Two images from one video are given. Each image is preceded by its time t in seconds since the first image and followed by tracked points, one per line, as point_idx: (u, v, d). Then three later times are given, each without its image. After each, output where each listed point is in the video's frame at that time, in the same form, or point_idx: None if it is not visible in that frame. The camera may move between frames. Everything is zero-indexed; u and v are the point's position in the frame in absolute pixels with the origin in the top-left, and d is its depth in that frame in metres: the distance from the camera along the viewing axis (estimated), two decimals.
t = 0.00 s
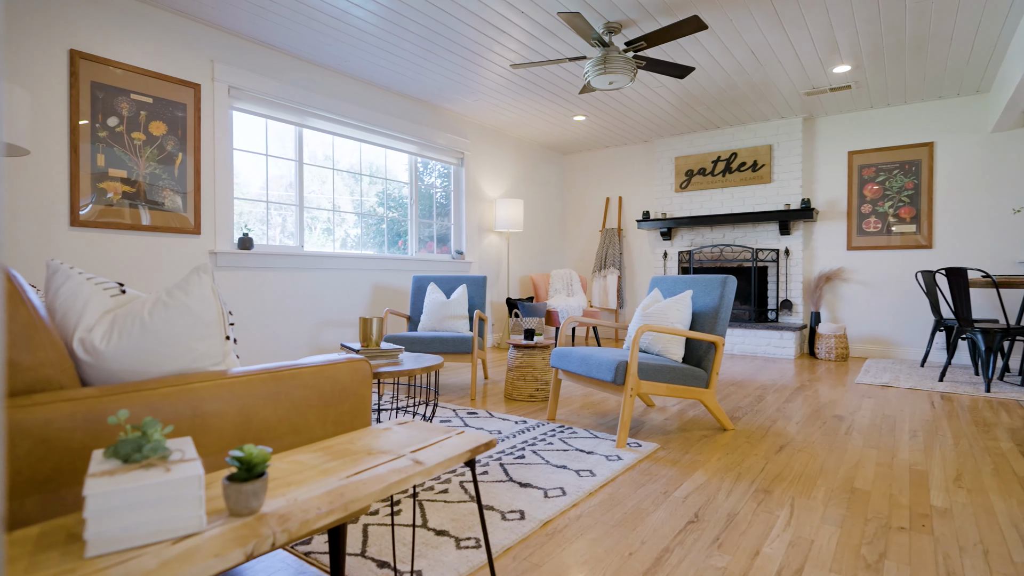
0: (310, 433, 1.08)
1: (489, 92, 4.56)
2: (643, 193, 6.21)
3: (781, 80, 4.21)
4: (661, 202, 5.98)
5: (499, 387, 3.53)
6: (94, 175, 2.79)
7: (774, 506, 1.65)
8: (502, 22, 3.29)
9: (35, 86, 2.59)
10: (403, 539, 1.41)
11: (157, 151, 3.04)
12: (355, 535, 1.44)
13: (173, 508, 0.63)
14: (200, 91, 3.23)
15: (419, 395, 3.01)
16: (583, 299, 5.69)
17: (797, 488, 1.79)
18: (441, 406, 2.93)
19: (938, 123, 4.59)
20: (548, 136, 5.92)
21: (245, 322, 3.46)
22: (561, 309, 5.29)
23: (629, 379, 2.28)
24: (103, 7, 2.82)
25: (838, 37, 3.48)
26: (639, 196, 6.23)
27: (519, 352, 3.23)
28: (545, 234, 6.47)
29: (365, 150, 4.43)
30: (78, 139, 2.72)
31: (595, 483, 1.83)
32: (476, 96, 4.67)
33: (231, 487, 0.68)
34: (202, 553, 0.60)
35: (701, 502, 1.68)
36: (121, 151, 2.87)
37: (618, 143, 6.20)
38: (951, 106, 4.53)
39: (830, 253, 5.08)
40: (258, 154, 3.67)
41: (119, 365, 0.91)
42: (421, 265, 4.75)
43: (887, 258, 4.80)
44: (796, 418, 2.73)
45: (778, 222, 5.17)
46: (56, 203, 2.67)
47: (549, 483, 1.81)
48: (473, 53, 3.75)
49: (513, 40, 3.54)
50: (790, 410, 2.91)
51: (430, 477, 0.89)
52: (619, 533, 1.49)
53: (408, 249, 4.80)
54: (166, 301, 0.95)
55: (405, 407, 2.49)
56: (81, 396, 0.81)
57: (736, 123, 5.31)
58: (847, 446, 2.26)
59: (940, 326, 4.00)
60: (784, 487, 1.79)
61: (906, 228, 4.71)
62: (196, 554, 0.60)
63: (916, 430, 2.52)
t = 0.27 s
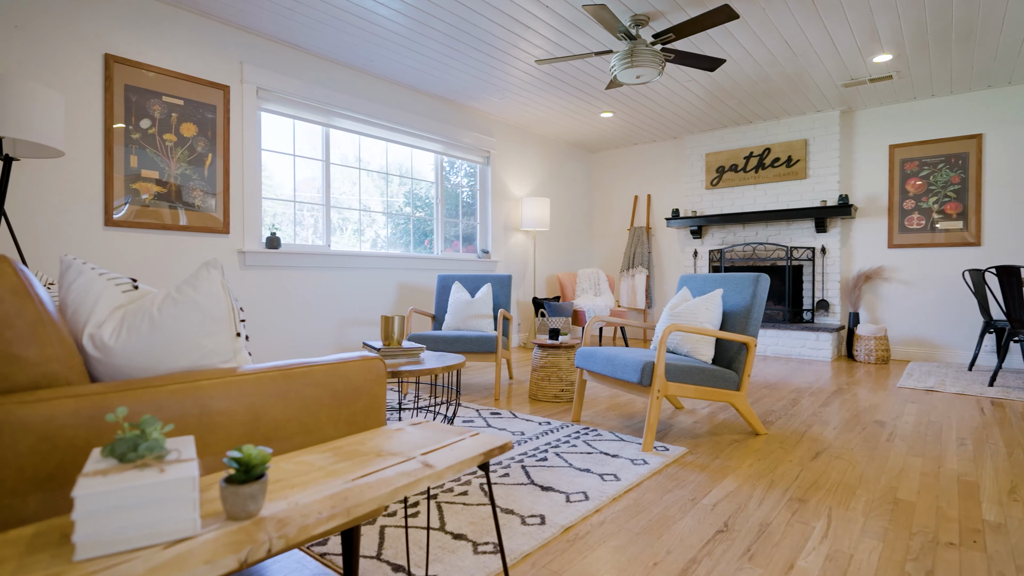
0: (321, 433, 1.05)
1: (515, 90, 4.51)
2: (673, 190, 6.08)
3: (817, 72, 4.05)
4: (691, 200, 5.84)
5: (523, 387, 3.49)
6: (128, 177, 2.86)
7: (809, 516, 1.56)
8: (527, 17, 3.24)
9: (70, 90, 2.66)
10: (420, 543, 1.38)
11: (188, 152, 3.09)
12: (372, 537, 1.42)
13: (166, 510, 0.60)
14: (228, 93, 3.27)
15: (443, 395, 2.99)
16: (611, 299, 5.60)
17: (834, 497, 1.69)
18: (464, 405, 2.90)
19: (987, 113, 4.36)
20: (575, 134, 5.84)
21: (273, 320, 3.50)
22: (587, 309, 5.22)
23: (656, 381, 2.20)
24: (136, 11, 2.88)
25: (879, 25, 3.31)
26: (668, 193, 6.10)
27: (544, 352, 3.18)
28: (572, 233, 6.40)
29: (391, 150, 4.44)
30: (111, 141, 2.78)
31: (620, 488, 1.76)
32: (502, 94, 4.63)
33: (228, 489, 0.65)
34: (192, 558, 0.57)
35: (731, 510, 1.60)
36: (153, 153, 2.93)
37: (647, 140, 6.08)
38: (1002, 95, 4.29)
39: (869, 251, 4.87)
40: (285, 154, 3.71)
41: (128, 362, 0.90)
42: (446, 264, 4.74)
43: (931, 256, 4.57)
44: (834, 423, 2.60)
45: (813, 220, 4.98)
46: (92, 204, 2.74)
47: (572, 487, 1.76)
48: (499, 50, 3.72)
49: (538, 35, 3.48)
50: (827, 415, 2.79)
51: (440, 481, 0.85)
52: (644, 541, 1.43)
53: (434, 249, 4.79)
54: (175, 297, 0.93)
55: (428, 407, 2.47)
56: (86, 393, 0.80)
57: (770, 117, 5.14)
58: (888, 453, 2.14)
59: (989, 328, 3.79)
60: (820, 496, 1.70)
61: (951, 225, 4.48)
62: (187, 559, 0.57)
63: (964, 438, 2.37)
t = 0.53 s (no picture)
0: (331, 436, 1.03)
1: (541, 88, 4.46)
2: (701, 188, 5.94)
3: (854, 64, 3.89)
4: (720, 198, 5.69)
5: (547, 388, 3.44)
6: (158, 178, 2.91)
7: (845, 530, 1.47)
8: (551, 12, 3.19)
9: (102, 94, 2.72)
10: (435, 549, 1.34)
11: (216, 154, 3.13)
12: (386, 542, 1.39)
13: (156, 520, 0.58)
14: (255, 95, 3.31)
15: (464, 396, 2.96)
16: (638, 299, 5.50)
17: (873, 510, 1.59)
18: (486, 407, 2.87)
19: None
20: (601, 131, 5.76)
21: (298, 320, 3.53)
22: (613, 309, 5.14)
23: (682, 384, 2.13)
24: (167, 16, 2.94)
25: (922, 12, 3.15)
26: (697, 191, 5.96)
27: (567, 353, 3.12)
28: (598, 232, 6.32)
29: (415, 150, 4.44)
30: (142, 144, 2.84)
31: (643, 495, 1.70)
32: (526, 93, 4.59)
33: (222, 498, 0.62)
34: (179, 571, 0.55)
35: (761, 522, 1.52)
36: (182, 155, 2.98)
37: (675, 137, 5.96)
38: None
39: (909, 249, 4.67)
40: (311, 155, 3.74)
41: (135, 362, 0.89)
42: (470, 264, 4.72)
43: (977, 254, 4.35)
44: (872, 430, 2.48)
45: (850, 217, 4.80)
46: (124, 205, 2.80)
47: (593, 494, 1.71)
48: (523, 48, 3.67)
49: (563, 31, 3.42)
50: (864, 421, 2.66)
51: (448, 491, 0.81)
52: (667, 553, 1.36)
53: (458, 249, 4.77)
54: (183, 297, 0.92)
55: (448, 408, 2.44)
56: (90, 394, 0.79)
57: (803, 111, 4.97)
58: (931, 463, 2.02)
59: None
60: (857, 509, 1.60)
61: (998, 222, 4.26)
62: (174, 572, 0.55)
63: (1015, 448, 2.23)
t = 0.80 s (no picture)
0: (340, 443, 1.00)
1: (565, 86, 4.41)
2: (731, 186, 5.78)
3: (893, 54, 3.72)
4: (751, 196, 5.54)
5: (570, 391, 3.38)
6: (186, 181, 2.96)
7: (884, 548, 1.38)
8: (575, 8, 3.13)
9: (132, 99, 2.78)
10: (450, 558, 1.31)
11: (242, 156, 3.17)
12: (401, 549, 1.36)
13: (143, 534, 0.56)
14: (281, 97, 3.34)
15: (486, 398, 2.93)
16: (665, 300, 5.39)
17: (915, 527, 1.50)
18: (508, 410, 2.83)
19: None
20: (627, 129, 5.66)
21: (322, 322, 3.55)
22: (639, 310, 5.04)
23: (709, 390, 2.05)
24: (195, 21, 2.99)
25: None
26: (727, 190, 5.81)
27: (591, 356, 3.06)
28: (624, 232, 6.21)
29: (438, 150, 4.43)
30: (171, 148, 2.89)
31: (667, 505, 1.64)
32: (551, 91, 4.53)
33: (215, 511, 0.60)
34: None
35: (792, 537, 1.45)
36: (209, 157, 3.02)
37: (703, 134, 5.82)
38: None
39: (952, 249, 4.46)
40: (335, 157, 3.76)
41: (142, 367, 0.88)
42: (494, 265, 4.69)
43: None
44: (912, 439, 2.36)
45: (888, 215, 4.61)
46: (153, 207, 2.86)
47: (615, 503, 1.65)
48: (548, 45, 3.62)
49: (586, 26, 3.35)
50: (903, 430, 2.53)
51: (456, 504, 0.77)
52: (691, 567, 1.30)
53: (482, 249, 4.75)
54: (189, 300, 0.90)
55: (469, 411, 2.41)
56: (93, 399, 0.77)
57: (838, 105, 4.80)
58: (977, 476, 1.90)
59: None
60: (897, 525, 1.51)
61: None
62: None
63: None
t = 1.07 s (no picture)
0: (348, 454, 0.98)
1: (590, 85, 4.34)
2: (761, 185, 5.62)
3: (934, 45, 3.55)
4: (783, 195, 5.37)
5: (593, 395, 3.32)
6: (213, 184, 3.00)
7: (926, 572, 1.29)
8: (599, 4, 3.07)
9: (161, 105, 2.83)
10: (463, 571, 1.27)
11: (267, 159, 3.20)
12: (414, 559, 1.34)
13: (131, 557, 0.54)
14: (305, 100, 3.37)
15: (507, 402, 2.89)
16: (692, 302, 5.27)
17: (960, 549, 1.40)
18: (529, 414, 2.79)
19: None
20: (653, 128, 5.56)
21: (347, 323, 3.57)
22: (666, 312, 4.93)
23: (736, 398, 1.97)
24: (219, 25, 3.02)
25: None
26: (757, 188, 5.65)
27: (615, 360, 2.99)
28: (650, 232, 6.10)
29: (461, 151, 4.42)
30: (198, 151, 2.93)
31: (691, 519, 1.57)
32: (575, 90, 4.47)
33: (207, 532, 0.57)
34: None
35: (825, 556, 1.37)
36: (235, 161, 3.06)
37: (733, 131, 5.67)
38: None
39: (999, 249, 4.24)
40: (358, 159, 3.76)
41: (147, 376, 0.87)
42: (518, 266, 4.65)
43: None
44: (956, 452, 2.23)
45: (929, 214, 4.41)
46: (182, 210, 2.91)
47: (637, 515, 1.60)
48: (572, 43, 3.57)
49: (611, 23, 3.28)
50: (946, 441, 2.40)
51: (461, 524, 0.74)
52: None
53: (506, 250, 4.72)
54: (196, 308, 0.89)
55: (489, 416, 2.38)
56: (95, 408, 0.76)
57: (876, 100, 4.61)
58: None
59: None
60: (940, 546, 1.42)
61: None
62: None
63: None
